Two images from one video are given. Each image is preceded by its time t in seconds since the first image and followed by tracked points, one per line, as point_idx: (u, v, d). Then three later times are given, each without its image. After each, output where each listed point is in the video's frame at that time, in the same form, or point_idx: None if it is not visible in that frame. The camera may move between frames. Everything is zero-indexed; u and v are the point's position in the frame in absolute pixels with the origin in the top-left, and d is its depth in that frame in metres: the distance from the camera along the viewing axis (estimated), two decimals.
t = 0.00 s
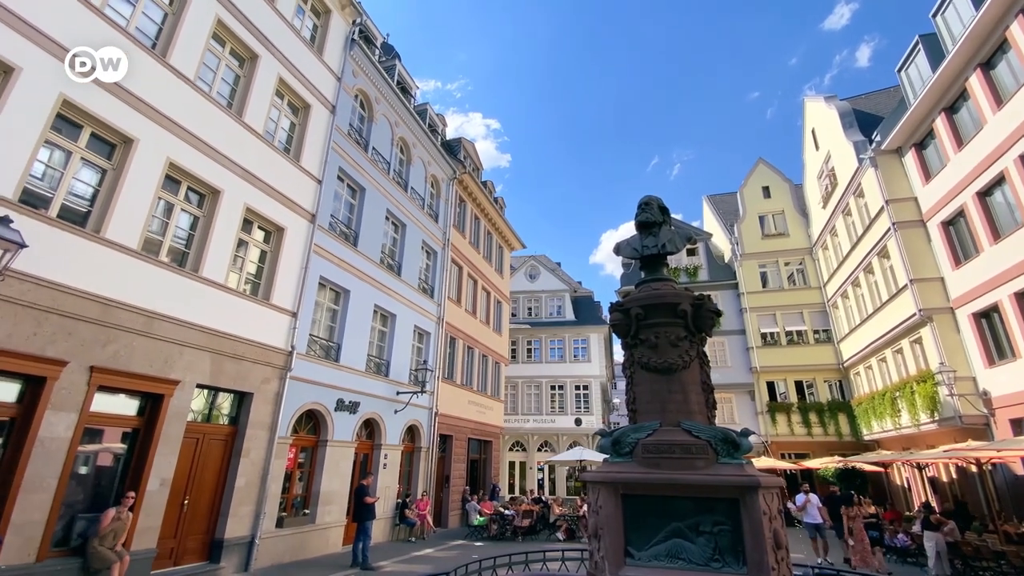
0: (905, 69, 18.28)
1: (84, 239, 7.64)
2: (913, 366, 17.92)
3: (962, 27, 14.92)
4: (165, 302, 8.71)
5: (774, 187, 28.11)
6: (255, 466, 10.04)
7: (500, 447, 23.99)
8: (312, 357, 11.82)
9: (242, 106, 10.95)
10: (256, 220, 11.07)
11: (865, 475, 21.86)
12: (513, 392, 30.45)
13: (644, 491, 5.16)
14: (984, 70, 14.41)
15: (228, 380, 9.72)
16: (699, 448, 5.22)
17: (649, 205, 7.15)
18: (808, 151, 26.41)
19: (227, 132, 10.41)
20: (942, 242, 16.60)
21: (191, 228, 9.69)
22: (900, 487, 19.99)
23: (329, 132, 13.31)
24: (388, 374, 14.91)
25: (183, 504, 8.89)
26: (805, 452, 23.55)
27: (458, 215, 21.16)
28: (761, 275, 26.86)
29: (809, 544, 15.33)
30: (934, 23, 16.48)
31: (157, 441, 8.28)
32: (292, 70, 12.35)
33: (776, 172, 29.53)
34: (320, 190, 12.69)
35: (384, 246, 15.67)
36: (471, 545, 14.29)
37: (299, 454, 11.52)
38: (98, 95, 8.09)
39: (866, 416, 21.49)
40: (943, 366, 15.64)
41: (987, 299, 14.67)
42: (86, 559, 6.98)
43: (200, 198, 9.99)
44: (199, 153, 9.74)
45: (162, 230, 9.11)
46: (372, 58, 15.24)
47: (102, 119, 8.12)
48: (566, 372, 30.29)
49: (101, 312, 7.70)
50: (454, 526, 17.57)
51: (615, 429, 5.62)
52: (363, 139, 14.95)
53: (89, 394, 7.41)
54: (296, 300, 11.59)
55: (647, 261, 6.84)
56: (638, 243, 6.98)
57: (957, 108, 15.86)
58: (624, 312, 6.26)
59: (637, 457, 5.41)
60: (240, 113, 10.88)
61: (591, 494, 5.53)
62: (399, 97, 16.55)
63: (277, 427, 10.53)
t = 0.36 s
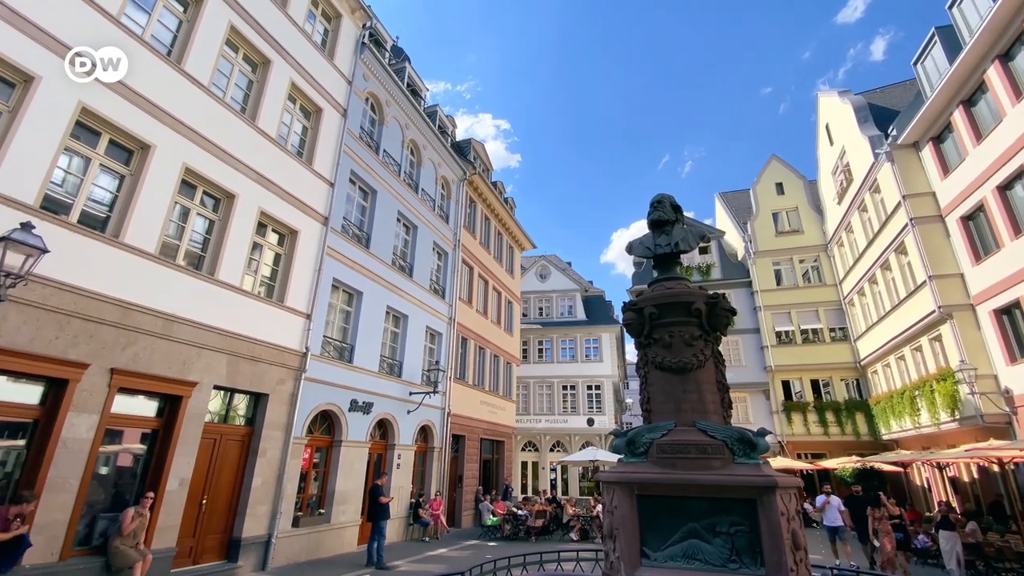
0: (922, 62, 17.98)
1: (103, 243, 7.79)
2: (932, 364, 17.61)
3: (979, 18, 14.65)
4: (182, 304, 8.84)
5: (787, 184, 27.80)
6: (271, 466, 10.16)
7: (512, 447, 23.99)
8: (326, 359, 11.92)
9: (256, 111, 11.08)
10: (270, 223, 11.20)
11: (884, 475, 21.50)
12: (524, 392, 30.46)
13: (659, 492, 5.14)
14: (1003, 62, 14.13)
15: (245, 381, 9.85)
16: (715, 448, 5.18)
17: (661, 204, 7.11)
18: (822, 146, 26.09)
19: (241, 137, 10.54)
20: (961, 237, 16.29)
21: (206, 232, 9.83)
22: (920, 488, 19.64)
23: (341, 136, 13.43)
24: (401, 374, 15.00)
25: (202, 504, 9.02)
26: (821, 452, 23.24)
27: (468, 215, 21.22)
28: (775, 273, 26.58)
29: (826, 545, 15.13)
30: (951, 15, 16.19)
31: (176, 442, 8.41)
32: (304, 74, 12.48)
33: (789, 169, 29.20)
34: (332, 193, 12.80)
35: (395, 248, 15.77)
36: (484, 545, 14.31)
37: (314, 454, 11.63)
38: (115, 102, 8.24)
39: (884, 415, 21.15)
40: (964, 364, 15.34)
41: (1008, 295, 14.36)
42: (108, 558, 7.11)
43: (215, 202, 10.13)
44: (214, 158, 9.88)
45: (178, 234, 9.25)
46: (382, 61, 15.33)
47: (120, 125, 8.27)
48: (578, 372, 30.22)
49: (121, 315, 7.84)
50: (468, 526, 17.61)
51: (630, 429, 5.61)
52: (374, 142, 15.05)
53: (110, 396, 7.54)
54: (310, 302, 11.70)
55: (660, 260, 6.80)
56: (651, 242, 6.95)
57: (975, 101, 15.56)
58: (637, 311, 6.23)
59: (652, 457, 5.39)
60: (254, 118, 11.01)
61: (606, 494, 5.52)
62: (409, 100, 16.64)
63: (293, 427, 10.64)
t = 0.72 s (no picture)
0: (936, 55, 17.70)
1: (120, 247, 7.91)
2: (950, 362, 17.32)
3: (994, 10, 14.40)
4: (197, 307, 8.96)
5: (799, 181, 27.50)
6: (285, 467, 10.25)
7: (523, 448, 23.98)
8: (338, 360, 12.01)
9: (267, 115, 11.20)
10: (282, 226, 11.31)
11: (901, 476, 21.19)
12: (535, 393, 30.45)
13: (673, 492, 5.11)
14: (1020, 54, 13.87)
15: (258, 382, 9.95)
16: (730, 448, 5.14)
17: (672, 202, 7.06)
18: (834, 142, 25.78)
19: (253, 141, 10.65)
20: (979, 233, 16.00)
21: (220, 235, 9.95)
22: (938, 488, 19.33)
23: (351, 138, 13.52)
24: (412, 375, 15.06)
25: (217, 504, 9.12)
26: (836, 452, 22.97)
27: (477, 216, 21.26)
28: (788, 271, 26.31)
29: (842, 546, 14.94)
30: (966, 7, 15.92)
31: (192, 442, 8.53)
32: (314, 78, 12.58)
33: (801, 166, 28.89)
34: (343, 195, 12.90)
35: (405, 249, 15.84)
36: (496, 545, 14.33)
37: (327, 455, 11.72)
38: (130, 108, 8.37)
39: (900, 415, 20.86)
40: (983, 362, 15.08)
41: None
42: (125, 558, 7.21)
43: (228, 205, 10.25)
44: (227, 162, 9.99)
45: (193, 237, 9.37)
46: (391, 63, 15.43)
47: (135, 131, 8.39)
48: (588, 372, 30.14)
49: (137, 317, 7.96)
50: (479, 526, 17.63)
51: (643, 429, 5.59)
52: (383, 144, 15.13)
53: (127, 397, 7.66)
54: (322, 304, 11.79)
55: (672, 259, 6.77)
56: (662, 241, 6.91)
57: (991, 94, 15.29)
58: (649, 310, 6.20)
59: (665, 457, 5.37)
60: (265, 122, 11.13)
61: (619, 495, 5.50)
62: (418, 101, 16.71)
63: (306, 428, 10.73)
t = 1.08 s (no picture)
0: (952, 48, 17.40)
1: (137, 251, 8.03)
2: (969, 360, 17.02)
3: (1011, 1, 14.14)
4: (212, 309, 9.07)
5: (812, 177, 27.19)
6: (299, 467, 10.35)
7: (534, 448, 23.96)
8: (351, 361, 12.09)
9: (279, 119, 11.31)
10: (295, 229, 11.42)
11: (920, 476, 20.85)
12: (545, 393, 30.44)
13: (688, 493, 5.08)
14: None
15: (273, 384, 10.06)
16: (745, 448, 5.10)
17: (685, 201, 7.02)
18: (848, 138, 25.45)
19: (265, 145, 10.76)
20: (998, 228, 15.69)
21: (234, 239, 10.06)
22: (957, 488, 19.01)
23: (361, 141, 13.61)
24: (423, 375, 15.12)
25: (233, 504, 9.23)
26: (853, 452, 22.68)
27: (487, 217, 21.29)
28: (801, 269, 26.01)
29: (860, 548, 14.72)
30: None
31: (209, 443, 8.65)
32: (324, 82, 12.68)
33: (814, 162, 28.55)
34: (354, 198, 12.99)
35: (416, 250, 15.90)
36: (508, 545, 14.36)
37: (341, 455, 11.80)
38: (145, 114, 8.50)
39: (918, 414, 20.53)
40: (1003, 360, 14.81)
41: None
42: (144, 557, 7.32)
43: (242, 209, 10.37)
44: (240, 166, 10.11)
45: (207, 241, 9.49)
46: (400, 66, 15.51)
47: (150, 137, 8.52)
48: (599, 372, 30.05)
49: (154, 320, 8.07)
50: (491, 526, 17.65)
51: (657, 430, 5.57)
52: (393, 146, 15.21)
53: (145, 399, 7.79)
54: (334, 306, 11.88)
55: (685, 258, 6.72)
56: (674, 239, 6.87)
57: (1009, 86, 14.99)
58: (662, 310, 6.17)
59: (679, 458, 5.34)
60: (277, 126, 11.24)
61: (633, 496, 5.48)
62: (427, 103, 16.78)
63: (319, 428, 10.82)
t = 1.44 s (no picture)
0: (967, 41, 17.11)
1: (152, 255, 8.15)
2: (987, 358, 16.73)
3: None
4: (226, 311, 9.18)
5: (825, 174, 26.89)
6: (312, 467, 10.43)
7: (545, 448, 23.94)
8: (362, 361, 12.17)
9: (290, 123, 11.41)
10: (306, 231, 11.51)
11: (937, 476, 20.53)
12: (556, 393, 30.41)
13: (702, 494, 5.06)
14: None
15: (286, 384, 10.15)
16: (760, 448, 5.06)
17: (696, 199, 6.98)
18: (861, 133, 25.12)
19: (277, 149, 10.86)
20: (1016, 223, 15.40)
21: (247, 242, 10.18)
22: (976, 489, 18.68)
23: (371, 143, 13.69)
24: (434, 376, 15.18)
25: (248, 504, 9.33)
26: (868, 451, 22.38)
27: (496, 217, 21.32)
28: (814, 267, 25.73)
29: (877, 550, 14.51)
30: None
31: (224, 444, 8.74)
32: (334, 85, 12.78)
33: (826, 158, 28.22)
34: (364, 200, 13.07)
35: (426, 251, 15.97)
36: (520, 545, 14.37)
37: (353, 455, 11.88)
38: (158, 119, 8.61)
39: (935, 413, 20.21)
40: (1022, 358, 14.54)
41: None
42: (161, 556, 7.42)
43: (254, 212, 10.48)
44: (252, 169, 10.21)
45: (220, 244, 9.60)
46: (408, 68, 15.57)
47: (164, 142, 8.63)
48: (610, 372, 29.94)
49: (170, 323, 8.18)
50: (503, 526, 17.67)
51: (670, 430, 5.55)
52: (403, 148, 15.28)
53: (162, 400, 7.89)
54: (346, 307, 11.97)
55: (697, 256, 6.68)
56: (686, 238, 6.83)
57: None
58: (674, 309, 6.13)
59: (693, 458, 5.31)
60: (288, 129, 11.34)
61: (646, 496, 5.47)
62: (436, 105, 16.84)
63: (332, 429, 10.90)
